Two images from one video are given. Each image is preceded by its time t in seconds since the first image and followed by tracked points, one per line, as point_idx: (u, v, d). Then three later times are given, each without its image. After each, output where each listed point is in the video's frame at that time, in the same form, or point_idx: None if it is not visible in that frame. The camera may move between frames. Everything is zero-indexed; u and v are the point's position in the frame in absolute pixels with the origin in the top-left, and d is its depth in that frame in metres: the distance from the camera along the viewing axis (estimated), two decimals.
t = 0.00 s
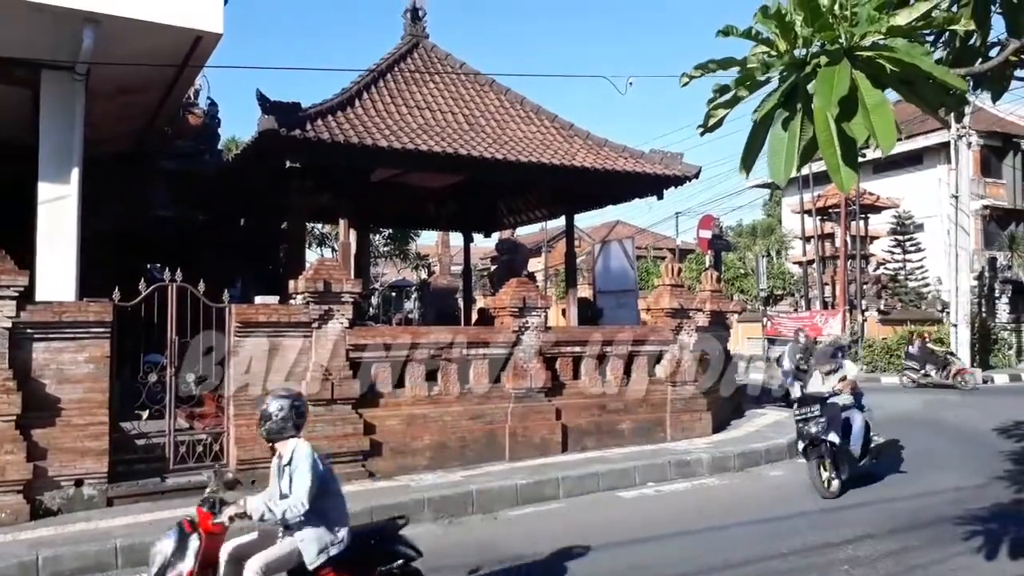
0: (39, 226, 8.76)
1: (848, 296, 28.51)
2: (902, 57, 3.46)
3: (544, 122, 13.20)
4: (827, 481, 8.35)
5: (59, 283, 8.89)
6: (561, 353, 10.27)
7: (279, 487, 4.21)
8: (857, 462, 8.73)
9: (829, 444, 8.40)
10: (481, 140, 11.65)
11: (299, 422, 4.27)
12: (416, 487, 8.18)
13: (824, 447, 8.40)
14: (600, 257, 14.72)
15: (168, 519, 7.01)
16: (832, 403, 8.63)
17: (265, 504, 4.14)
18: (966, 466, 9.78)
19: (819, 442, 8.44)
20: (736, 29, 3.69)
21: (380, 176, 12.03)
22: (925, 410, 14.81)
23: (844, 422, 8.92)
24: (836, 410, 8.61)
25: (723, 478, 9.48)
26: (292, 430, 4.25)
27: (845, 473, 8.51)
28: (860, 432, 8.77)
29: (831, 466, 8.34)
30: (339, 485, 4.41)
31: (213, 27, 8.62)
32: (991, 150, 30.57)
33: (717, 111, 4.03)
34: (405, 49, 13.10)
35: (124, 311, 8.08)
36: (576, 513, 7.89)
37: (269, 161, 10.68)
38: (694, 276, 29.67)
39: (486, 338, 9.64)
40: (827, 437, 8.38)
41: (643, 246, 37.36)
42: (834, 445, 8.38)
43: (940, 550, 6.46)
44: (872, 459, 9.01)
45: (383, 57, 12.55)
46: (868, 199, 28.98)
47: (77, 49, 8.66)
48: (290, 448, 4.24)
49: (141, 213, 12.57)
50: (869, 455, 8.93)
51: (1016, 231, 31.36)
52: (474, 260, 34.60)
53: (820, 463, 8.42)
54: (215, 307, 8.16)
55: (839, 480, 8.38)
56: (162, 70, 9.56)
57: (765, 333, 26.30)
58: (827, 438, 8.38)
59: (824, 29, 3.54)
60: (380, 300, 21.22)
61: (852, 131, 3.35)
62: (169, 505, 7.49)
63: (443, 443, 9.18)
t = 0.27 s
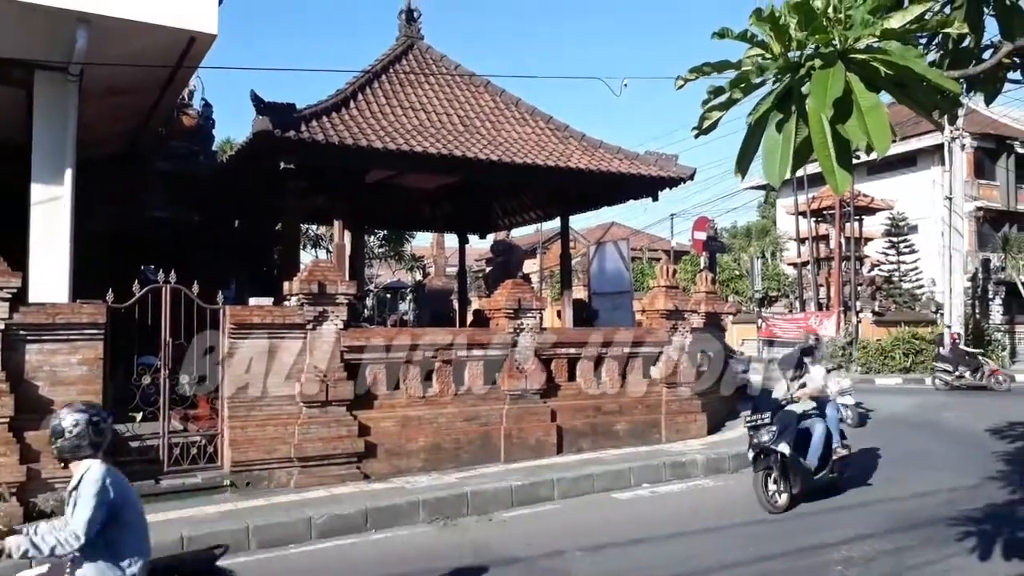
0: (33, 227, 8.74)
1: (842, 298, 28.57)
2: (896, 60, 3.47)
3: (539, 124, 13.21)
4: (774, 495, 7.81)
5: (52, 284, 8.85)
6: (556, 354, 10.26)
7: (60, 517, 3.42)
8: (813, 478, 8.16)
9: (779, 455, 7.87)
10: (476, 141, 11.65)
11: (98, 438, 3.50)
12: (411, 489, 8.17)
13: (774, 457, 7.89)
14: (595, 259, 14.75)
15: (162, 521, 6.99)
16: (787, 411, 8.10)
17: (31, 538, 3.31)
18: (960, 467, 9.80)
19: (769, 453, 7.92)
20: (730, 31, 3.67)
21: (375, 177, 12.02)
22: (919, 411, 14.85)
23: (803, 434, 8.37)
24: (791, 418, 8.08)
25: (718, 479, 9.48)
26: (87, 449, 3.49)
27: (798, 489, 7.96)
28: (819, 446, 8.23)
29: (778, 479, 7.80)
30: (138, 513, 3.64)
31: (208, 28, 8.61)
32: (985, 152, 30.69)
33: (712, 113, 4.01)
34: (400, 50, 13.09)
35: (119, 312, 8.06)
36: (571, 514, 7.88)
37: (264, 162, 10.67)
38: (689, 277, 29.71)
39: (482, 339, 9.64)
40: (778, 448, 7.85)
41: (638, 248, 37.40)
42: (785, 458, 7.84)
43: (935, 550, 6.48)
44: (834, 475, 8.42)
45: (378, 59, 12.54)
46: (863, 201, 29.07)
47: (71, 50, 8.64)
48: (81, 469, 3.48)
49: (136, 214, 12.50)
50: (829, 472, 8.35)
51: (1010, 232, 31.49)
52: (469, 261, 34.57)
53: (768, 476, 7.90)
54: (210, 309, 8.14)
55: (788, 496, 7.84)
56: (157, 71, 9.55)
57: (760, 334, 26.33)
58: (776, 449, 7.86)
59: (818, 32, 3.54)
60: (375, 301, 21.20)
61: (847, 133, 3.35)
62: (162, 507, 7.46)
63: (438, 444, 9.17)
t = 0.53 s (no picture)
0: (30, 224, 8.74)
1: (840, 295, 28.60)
2: (894, 57, 3.47)
3: (537, 121, 13.19)
4: (713, 505, 7.31)
5: (50, 281, 8.85)
6: (554, 352, 10.26)
7: None
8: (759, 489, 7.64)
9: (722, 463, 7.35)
10: (474, 139, 11.64)
11: None
12: (409, 485, 8.17)
13: (717, 466, 7.35)
14: (593, 256, 14.74)
15: (159, 517, 6.99)
16: (731, 416, 7.55)
17: None
18: (957, 464, 9.81)
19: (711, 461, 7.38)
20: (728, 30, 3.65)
21: (373, 174, 12.01)
22: (917, 408, 14.88)
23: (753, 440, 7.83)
24: (735, 424, 7.53)
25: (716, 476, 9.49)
26: None
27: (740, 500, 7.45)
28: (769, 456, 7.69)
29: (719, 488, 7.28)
30: None
31: (205, 24, 8.59)
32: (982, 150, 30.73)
33: (710, 110, 4.01)
34: (397, 47, 13.07)
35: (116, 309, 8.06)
36: (569, 511, 7.89)
37: (261, 160, 10.65)
38: (687, 275, 29.73)
39: (480, 336, 9.64)
40: (719, 455, 7.33)
41: (636, 245, 37.41)
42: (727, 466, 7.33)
43: (932, 547, 6.49)
44: (788, 486, 7.88)
45: (376, 56, 12.52)
46: (860, 199, 29.09)
47: (67, 46, 8.62)
48: None
49: (132, 212, 12.54)
50: (781, 482, 7.82)
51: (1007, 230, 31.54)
52: (467, 259, 34.57)
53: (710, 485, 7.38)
54: (207, 306, 8.13)
55: (729, 506, 7.32)
56: (153, 68, 9.53)
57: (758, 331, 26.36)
58: (719, 456, 7.33)
59: (817, 29, 3.53)
60: (373, 299, 21.19)
61: (845, 130, 3.35)
62: (160, 504, 7.46)
63: (436, 441, 9.17)
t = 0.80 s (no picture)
0: (22, 207, 8.67)
1: (833, 285, 28.67)
2: (890, 44, 3.46)
3: (532, 108, 13.15)
4: (620, 512, 6.70)
5: (43, 265, 8.80)
6: (549, 340, 10.26)
7: None
8: (674, 496, 6.98)
9: (632, 465, 6.68)
10: (468, 125, 11.59)
11: None
12: (404, 473, 8.19)
13: (626, 469, 6.69)
14: (588, 244, 14.72)
15: (154, 504, 6.99)
16: (647, 414, 6.86)
17: None
18: (949, 453, 9.86)
19: (622, 463, 6.72)
20: (724, 15, 3.76)
21: (367, 161, 11.95)
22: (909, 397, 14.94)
23: (674, 439, 7.20)
24: (650, 422, 6.85)
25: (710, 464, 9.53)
26: None
27: (650, 507, 6.79)
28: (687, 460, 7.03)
29: (626, 493, 6.65)
30: None
31: (197, 8, 8.51)
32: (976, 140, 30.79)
33: (705, 94, 4.06)
34: (392, 33, 12.99)
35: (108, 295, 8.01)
36: (564, 499, 7.91)
37: (255, 145, 10.58)
38: (682, 264, 29.75)
39: (474, 324, 9.62)
40: (630, 458, 6.67)
41: (631, 234, 37.40)
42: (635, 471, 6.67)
43: (924, 534, 6.53)
44: (711, 493, 7.20)
45: (370, 41, 12.44)
46: (855, 188, 29.13)
47: (58, 30, 8.54)
48: None
49: (124, 197, 12.50)
50: (702, 489, 7.14)
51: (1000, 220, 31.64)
52: (461, 247, 34.49)
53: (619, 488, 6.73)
54: (201, 293, 8.09)
55: (639, 513, 6.69)
56: (146, 52, 9.45)
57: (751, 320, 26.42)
58: (631, 458, 6.67)
59: (812, 16, 3.53)
60: (367, 286, 21.16)
61: (839, 117, 3.36)
62: (154, 490, 7.46)
63: (430, 429, 9.18)
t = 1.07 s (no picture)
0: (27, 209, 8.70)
1: (840, 280, 28.59)
2: (896, 38, 3.44)
3: (536, 105, 13.13)
4: (536, 529, 6.13)
5: (48, 266, 8.84)
6: (554, 338, 10.25)
7: None
8: (600, 512, 6.40)
9: (550, 479, 6.12)
10: (473, 123, 11.58)
11: None
12: (410, 470, 8.20)
13: (546, 483, 6.12)
14: (593, 241, 14.71)
15: (162, 503, 7.02)
16: (572, 424, 6.32)
17: None
18: (957, 448, 9.83)
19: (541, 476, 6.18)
20: (730, 6, 3.80)
21: (371, 159, 11.95)
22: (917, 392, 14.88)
23: (604, 451, 6.68)
24: (575, 432, 6.30)
25: (717, 460, 9.51)
26: None
27: (571, 525, 6.23)
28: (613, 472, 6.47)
29: (542, 509, 6.11)
30: None
31: (201, 8, 8.51)
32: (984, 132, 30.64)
33: (709, 85, 4.06)
34: (396, 31, 12.98)
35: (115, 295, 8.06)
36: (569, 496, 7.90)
37: (259, 144, 10.59)
38: (688, 259, 29.70)
39: (480, 322, 9.62)
40: (546, 470, 6.12)
41: (636, 230, 37.36)
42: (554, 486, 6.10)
43: (931, 529, 6.52)
44: (642, 510, 6.62)
45: (374, 39, 12.45)
46: (861, 182, 29.03)
47: (63, 31, 8.56)
48: None
49: (129, 198, 12.55)
50: (630, 504, 6.58)
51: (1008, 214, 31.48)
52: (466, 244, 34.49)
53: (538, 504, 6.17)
54: (207, 292, 8.11)
55: (556, 531, 6.13)
56: (150, 52, 9.47)
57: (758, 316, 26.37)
58: (549, 470, 6.13)
59: (818, 9, 3.52)
60: (373, 285, 21.19)
61: (845, 111, 3.33)
62: (162, 490, 7.49)
63: (436, 427, 9.19)
